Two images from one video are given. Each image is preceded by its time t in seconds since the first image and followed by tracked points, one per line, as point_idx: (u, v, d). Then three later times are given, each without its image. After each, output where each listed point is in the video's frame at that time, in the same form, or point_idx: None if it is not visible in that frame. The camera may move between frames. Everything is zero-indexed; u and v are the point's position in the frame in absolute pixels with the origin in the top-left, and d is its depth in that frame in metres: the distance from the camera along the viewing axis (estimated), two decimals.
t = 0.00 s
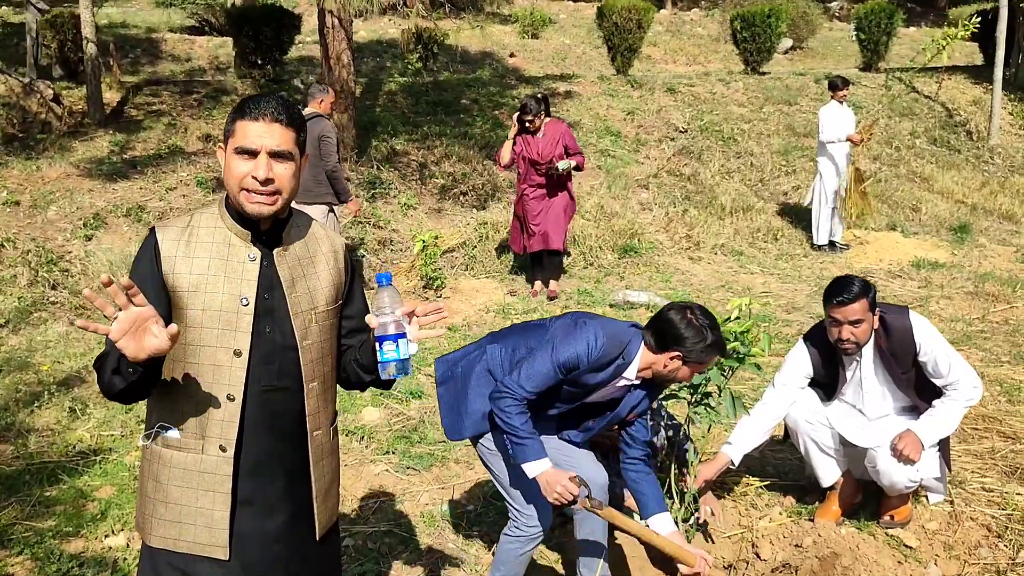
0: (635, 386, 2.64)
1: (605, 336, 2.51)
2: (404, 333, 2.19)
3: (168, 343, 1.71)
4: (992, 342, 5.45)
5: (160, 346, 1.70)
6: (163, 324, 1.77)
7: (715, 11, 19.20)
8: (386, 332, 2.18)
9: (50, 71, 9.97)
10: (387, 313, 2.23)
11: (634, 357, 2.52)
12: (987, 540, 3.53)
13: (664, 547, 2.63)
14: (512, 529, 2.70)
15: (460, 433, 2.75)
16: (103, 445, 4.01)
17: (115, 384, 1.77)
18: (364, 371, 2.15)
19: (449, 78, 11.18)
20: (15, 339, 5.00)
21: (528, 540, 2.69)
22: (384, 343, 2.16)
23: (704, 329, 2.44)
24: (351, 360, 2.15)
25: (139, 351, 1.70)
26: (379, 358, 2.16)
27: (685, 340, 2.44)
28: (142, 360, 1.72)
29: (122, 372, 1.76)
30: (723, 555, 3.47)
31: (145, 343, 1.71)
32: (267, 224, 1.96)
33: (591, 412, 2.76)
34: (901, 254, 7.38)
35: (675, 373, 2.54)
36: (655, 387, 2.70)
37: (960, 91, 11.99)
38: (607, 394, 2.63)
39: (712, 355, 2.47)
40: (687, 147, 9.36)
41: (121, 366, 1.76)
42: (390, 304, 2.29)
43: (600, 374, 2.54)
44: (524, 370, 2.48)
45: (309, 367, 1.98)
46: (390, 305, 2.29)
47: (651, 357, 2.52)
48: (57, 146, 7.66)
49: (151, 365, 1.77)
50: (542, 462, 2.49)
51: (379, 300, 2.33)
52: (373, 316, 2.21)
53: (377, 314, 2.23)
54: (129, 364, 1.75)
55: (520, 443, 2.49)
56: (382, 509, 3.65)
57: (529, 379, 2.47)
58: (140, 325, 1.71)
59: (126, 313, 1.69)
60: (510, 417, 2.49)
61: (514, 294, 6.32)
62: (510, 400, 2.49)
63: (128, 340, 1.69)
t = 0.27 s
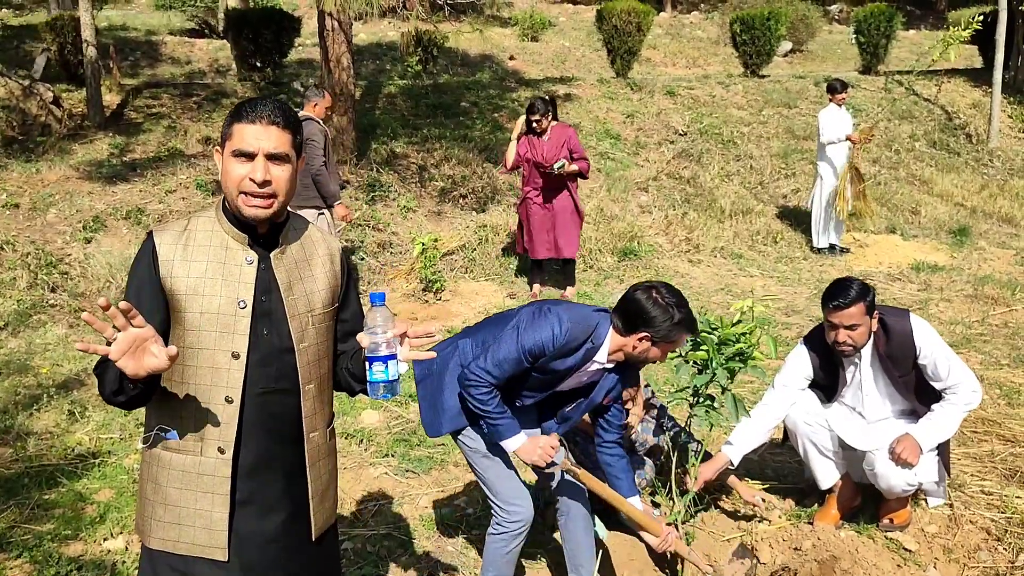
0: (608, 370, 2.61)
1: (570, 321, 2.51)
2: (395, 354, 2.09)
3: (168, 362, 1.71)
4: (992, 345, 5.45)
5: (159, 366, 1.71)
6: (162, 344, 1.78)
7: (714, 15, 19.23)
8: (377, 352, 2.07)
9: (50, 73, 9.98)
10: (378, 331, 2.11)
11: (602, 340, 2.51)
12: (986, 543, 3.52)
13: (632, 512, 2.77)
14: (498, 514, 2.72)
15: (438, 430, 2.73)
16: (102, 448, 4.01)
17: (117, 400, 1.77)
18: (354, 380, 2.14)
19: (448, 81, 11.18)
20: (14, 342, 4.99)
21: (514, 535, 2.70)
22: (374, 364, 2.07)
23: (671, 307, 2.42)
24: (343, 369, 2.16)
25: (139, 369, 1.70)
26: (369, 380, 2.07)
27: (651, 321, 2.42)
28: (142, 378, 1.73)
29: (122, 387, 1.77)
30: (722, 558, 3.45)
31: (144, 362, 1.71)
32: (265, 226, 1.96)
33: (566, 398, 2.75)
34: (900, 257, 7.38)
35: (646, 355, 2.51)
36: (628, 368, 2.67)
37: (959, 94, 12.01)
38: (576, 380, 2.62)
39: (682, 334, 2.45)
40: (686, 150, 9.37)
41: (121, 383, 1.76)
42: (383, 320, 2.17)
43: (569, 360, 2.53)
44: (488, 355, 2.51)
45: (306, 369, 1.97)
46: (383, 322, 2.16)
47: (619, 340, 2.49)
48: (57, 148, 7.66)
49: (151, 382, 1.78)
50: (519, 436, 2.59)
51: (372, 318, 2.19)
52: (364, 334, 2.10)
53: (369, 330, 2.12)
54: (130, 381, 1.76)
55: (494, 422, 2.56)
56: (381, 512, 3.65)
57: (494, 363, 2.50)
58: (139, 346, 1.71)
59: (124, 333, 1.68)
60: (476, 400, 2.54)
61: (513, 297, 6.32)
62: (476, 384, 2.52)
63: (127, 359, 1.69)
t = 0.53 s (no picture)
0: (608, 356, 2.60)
1: (566, 308, 2.50)
2: (396, 343, 2.09)
3: (172, 346, 1.72)
4: (993, 349, 5.45)
5: (163, 351, 1.71)
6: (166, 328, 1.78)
7: (716, 19, 19.26)
8: (376, 341, 2.08)
9: (52, 77, 10.00)
10: (377, 322, 2.13)
11: (600, 326, 2.50)
12: (987, 548, 3.52)
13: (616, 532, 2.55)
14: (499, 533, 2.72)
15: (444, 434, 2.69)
16: (103, 452, 4.01)
17: (118, 391, 1.77)
18: (358, 378, 2.15)
19: (450, 85, 11.20)
20: (15, 345, 5.00)
21: (515, 541, 2.70)
22: (374, 352, 2.08)
23: (666, 287, 2.40)
24: (345, 367, 2.16)
25: (143, 354, 1.71)
26: (370, 368, 2.09)
27: (648, 302, 2.41)
28: (145, 364, 1.73)
29: (124, 375, 1.77)
30: (724, 563, 3.43)
31: (149, 347, 1.71)
32: (266, 230, 1.96)
33: (568, 387, 2.70)
34: (901, 261, 7.38)
35: (642, 337, 2.49)
36: (629, 355, 2.65)
37: (960, 98, 12.01)
38: (576, 369, 2.59)
39: (678, 314, 2.43)
40: (687, 154, 9.37)
41: (124, 371, 1.76)
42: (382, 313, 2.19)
43: (567, 348, 2.51)
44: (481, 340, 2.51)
45: (307, 372, 1.98)
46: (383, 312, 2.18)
47: (617, 323, 2.48)
48: (59, 152, 7.68)
49: (153, 370, 1.77)
50: (497, 426, 2.62)
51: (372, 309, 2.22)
52: (363, 325, 2.12)
53: (369, 322, 2.14)
54: (133, 369, 1.76)
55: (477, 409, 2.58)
56: (382, 516, 3.65)
57: (488, 349, 2.50)
58: (143, 329, 1.71)
59: (130, 317, 1.69)
60: (470, 387, 2.55)
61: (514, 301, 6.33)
62: (469, 369, 2.52)
63: (132, 343, 1.70)
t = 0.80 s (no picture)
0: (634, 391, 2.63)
1: (600, 336, 2.57)
2: (402, 333, 2.12)
3: (173, 324, 1.74)
4: (997, 353, 5.44)
5: (163, 329, 1.73)
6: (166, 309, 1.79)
7: (719, 23, 19.28)
8: (382, 332, 2.11)
9: (57, 81, 10.04)
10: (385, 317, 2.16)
11: (631, 361, 2.54)
12: (990, 553, 3.51)
13: (578, 557, 2.52)
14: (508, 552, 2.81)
15: (458, 438, 2.80)
16: (107, 455, 4.02)
17: (120, 376, 1.76)
18: (365, 376, 2.14)
19: (453, 89, 11.22)
20: (19, 349, 5.01)
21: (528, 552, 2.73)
22: (382, 343, 2.10)
23: (700, 332, 2.41)
24: (351, 367, 2.16)
25: (143, 333, 1.72)
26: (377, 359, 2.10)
27: (680, 344, 2.42)
28: (145, 345, 1.74)
29: (125, 359, 1.76)
30: (727, 567, 3.44)
31: (149, 326, 1.72)
32: (271, 234, 1.97)
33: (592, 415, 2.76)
34: (905, 265, 7.38)
35: (672, 379, 2.51)
36: (660, 395, 2.66)
37: (963, 102, 12.00)
38: (599, 396, 2.64)
39: (711, 359, 2.44)
40: (690, 158, 9.37)
41: (126, 356, 1.75)
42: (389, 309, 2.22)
43: (593, 376, 2.57)
44: (511, 361, 2.61)
45: (311, 376, 1.98)
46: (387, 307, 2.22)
47: (648, 362, 2.51)
48: (64, 156, 7.70)
49: (154, 352, 1.77)
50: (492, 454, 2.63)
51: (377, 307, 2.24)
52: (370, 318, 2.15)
53: (376, 317, 2.17)
54: (133, 352, 1.75)
55: (480, 430, 2.63)
56: (385, 520, 3.65)
57: (515, 368, 2.59)
58: (144, 308, 1.73)
59: (132, 294, 1.72)
60: (489, 401, 2.62)
61: (517, 305, 6.33)
62: (491, 385, 2.61)
63: (132, 322, 1.71)
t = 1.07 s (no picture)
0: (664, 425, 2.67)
1: (640, 377, 2.55)
2: (412, 355, 2.11)
3: (177, 357, 1.74)
4: (1004, 357, 5.41)
5: (169, 360, 1.73)
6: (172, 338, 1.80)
7: (725, 26, 19.27)
8: (392, 353, 2.09)
9: (65, 85, 10.08)
10: (395, 334, 2.15)
11: (663, 397, 2.57)
12: (998, 558, 3.49)
13: None
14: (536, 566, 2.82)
15: (481, 464, 2.75)
16: (113, 458, 4.02)
17: (127, 397, 1.79)
18: (370, 388, 2.15)
19: (459, 92, 11.23)
20: (26, 351, 5.02)
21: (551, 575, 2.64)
22: (391, 364, 2.09)
23: (729, 369, 2.46)
24: (357, 377, 2.16)
25: (149, 363, 1.73)
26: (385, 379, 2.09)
27: (709, 379, 2.46)
28: (152, 373, 1.75)
29: (133, 384, 1.78)
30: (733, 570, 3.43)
31: (155, 357, 1.73)
32: (280, 239, 1.97)
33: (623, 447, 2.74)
34: (911, 268, 7.35)
35: (700, 414, 2.57)
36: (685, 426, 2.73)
37: (970, 105, 11.97)
38: (634, 433, 2.65)
39: (738, 396, 2.49)
40: (696, 161, 9.37)
41: (132, 381, 1.78)
42: (399, 325, 2.21)
43: (633, 416, 2.59)
44: (561, 416, 2.48)
45: (318, 381, 1.98)
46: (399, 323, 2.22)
47: (677, 397, 2.57)
48: (71, 159, 7.73)
49: (160, 378, 1.79)
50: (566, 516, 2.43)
51: (387, 322, 2.24)
52: (381, 338, 2.13)
53: (386, 334, 2.16)
54: (140, 377, 1.77)
55: (547, 494, 2.43)
56: (390, 523, 3.64)
57: (567, 424, 2.47)
58: (149, 339, 1.73)
59: (136, 328, 1.72)
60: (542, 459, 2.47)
61: (523, 308, 6.33)
62: (544, 444, 2.47)
63: (138, 353, 1.71)
